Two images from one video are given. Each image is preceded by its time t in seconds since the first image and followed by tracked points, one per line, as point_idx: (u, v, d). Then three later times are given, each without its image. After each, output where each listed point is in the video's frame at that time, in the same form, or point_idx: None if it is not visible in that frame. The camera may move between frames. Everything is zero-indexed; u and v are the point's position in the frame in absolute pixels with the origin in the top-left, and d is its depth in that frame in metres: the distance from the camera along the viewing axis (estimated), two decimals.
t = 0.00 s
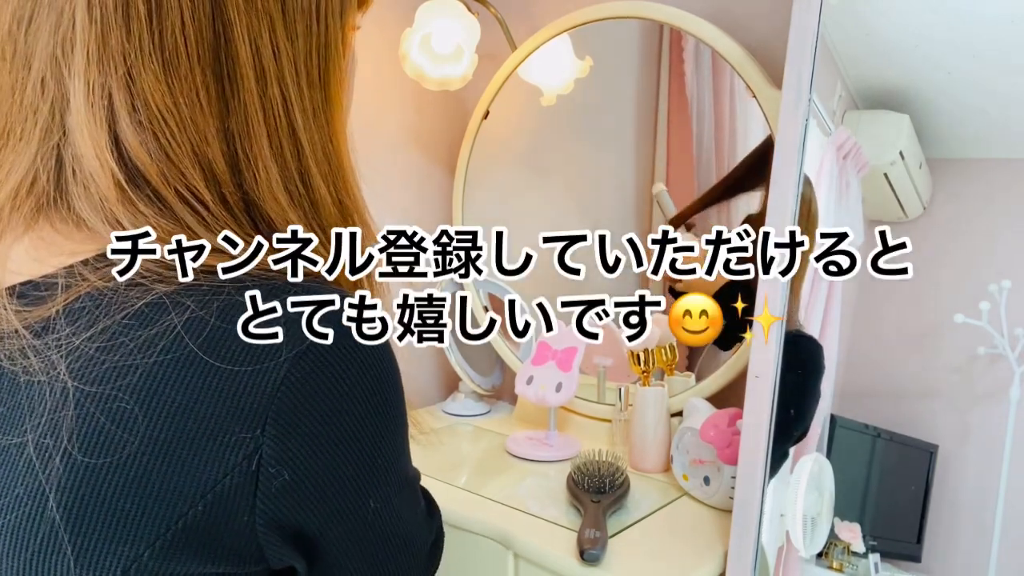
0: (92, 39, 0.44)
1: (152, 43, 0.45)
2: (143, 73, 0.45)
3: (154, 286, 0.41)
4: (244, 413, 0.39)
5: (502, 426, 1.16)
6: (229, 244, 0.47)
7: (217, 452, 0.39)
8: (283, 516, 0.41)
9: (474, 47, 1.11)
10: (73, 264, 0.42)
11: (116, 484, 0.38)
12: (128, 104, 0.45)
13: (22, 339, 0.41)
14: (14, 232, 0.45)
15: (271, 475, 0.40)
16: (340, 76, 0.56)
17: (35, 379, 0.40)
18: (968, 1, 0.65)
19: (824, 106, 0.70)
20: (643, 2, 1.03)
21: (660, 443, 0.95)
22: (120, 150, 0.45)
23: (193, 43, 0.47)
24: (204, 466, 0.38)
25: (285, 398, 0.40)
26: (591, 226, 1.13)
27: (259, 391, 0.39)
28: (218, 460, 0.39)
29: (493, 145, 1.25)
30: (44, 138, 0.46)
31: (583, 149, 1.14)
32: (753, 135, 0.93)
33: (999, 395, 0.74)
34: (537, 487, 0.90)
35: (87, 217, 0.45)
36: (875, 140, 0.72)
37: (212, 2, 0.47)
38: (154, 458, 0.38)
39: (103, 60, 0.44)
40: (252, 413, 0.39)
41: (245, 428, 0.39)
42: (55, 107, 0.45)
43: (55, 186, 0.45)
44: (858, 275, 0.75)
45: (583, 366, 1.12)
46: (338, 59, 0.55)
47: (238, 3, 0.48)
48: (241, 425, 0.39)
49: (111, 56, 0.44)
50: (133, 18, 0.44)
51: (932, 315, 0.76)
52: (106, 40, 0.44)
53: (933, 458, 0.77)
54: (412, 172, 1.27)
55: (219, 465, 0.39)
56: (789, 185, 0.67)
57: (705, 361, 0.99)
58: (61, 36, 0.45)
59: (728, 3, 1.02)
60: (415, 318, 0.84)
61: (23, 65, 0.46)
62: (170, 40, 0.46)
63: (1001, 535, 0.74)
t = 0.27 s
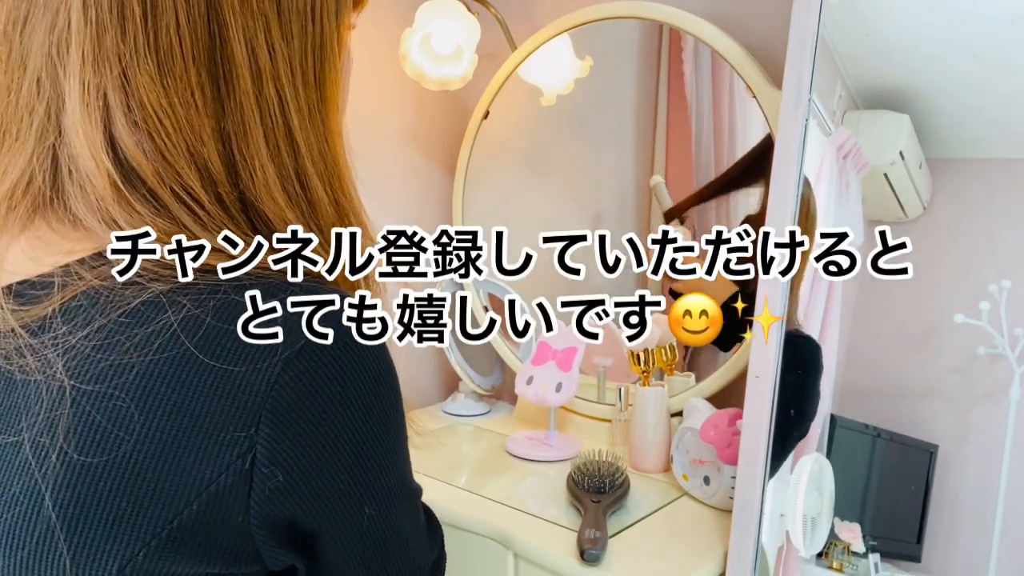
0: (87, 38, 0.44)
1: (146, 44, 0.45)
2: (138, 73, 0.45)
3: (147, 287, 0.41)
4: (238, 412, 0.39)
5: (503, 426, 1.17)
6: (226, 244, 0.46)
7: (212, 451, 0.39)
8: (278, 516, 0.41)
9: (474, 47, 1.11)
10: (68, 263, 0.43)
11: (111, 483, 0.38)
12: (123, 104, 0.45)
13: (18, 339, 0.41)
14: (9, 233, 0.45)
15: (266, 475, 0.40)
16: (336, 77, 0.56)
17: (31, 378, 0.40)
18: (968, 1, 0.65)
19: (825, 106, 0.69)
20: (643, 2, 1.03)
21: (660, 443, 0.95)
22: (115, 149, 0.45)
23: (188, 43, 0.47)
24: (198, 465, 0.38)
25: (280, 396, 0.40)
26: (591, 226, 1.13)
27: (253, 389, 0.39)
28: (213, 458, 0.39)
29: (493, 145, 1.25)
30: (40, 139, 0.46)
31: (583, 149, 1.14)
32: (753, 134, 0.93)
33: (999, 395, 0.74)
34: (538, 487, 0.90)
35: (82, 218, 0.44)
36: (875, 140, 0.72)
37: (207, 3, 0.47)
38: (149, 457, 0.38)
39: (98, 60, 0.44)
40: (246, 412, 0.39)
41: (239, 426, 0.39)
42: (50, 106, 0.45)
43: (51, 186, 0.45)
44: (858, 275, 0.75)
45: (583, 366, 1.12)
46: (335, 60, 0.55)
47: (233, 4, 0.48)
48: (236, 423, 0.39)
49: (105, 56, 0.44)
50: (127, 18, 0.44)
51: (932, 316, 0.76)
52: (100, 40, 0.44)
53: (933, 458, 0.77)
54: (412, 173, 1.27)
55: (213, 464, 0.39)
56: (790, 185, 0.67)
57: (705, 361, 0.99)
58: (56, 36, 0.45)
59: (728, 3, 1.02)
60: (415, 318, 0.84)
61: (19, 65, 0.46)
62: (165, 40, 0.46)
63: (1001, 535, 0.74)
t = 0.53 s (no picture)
0: (79, 38, 0.44)
1: (138, 44, 0.45)
2: (130, 73, 0.45)
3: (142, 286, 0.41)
4: (233, 412, 0.39)
5: (503, 426, 1.16)
6: (224, 244, 0.46)
7: (206, 450, 0.39)
8: (273, 516, 0.41)
9: (474, 47, 1.11)
10: (63, 263, 0.43)
11: (106, 483, 0.38)
12: (116, 104, 0.45)
13: (13, 339, 0.41)
14: (3, 233, 0.44)
15: (261, 475, 0.40)
16: (331, 78, 0.56)
17: (25, 378, 0.40)
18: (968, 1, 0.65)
19: (824, 106, 0.69)
20: (642, 2, 1.03)
21: (660, 443, 0.95)
22: (108, 148, 0.45)
23: (181, 44, 0.46)
24: (193, 465, 0.38)
25: (274, 396, 0.40)
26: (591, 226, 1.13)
27: (248, 389, 0.39)
28: (207, 458, 0.38)
29: (493, 145, 1.25)
30: (34, 137, 0.46)
31: (583, 149, 1.14)
32: (751, 130, 0.93)
33: (999, 395, 0.74)
34: (538, 487, 0.90)
35: (76, 216, 0.44)
36: (875, 140, 0.72)
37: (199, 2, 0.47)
38: (144, 457, 0.38)
39: (90, 59, 0.44)
40: (241, 411, 0.39)
41: (234, 426, 0.39)
42: (44, 104, 0.45)
43: (46, 186, 0.45)
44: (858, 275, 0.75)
45: (583, 366, 1.12)
46: (329, 60, 0.55)
47: (226, 3, 0.48)
48: (231, 423, 0.39)
49: (97, 56, 0.44)
50: (119, 17, 0.44)
51: (932, 316, 0.76)
52: (93, 39, 0.44)
53: (933, 458, 0.77)
54: (411, 173, 1.27)
55: (208, 464, 0.38)
56: (789, 185, 0.67)
57: (705, 361, 0.99)
58: (48, 36, 0.44)
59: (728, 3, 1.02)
60: (415, 318, 0.84)
61: (12, 64, 0.46)
62: (157, 40, 0.45)
63: (1001, 535, 0.74)
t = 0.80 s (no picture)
0: (76, 41, 0.44)
1: (134, 49, 0.45)
2: (126, 77, 0.45)
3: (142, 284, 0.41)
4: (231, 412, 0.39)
5: (503, 426, 1.17)
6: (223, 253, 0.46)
7: (205, 450, 0.39)
8: (270, 516, 0.41)
9: (474, 47, 1.11)
10: (60, 264, 0.42)
11: (104, 482, 0.38)
12: (112, 108, 0.45)
13: (8, 340, 0.40)
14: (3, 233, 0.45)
15: (259, 474, 0.40)
16: (326, 82, 0.57)
17: (21, 378, 0.39)
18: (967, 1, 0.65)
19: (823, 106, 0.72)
20: (642, 2, 1.02)
21: (660, 443, 0.95)
22: (106, 154, 0.45)
23: (177, 48, 0.47)
24: (191, 464, 0.39)
25: (273, 395, 0.40)
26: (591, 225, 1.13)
27: (247, 389, 0.39)
28: (206, 458, 0.39)
29: (493, 145, 1.25)
30: (32, 139, 0.46)
31: (583, 149, 1.14)
32: (749, 122, 0.93)
33: (999, 395, 0.73)
34: (537, 487, 0.90)
35: (75, 221, 0.44)
36: (874, 140, 0.72)
37: (196, 6, 0.47)
38: (142, 456, 0.38)
39: (87, 63, 0.44)
40: (240, 411, 0.39)
41: (233, 426, 0.39)
42: (42, 109, 0.46)
43: (43, 188, 0.45)
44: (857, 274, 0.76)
45: (584, 366, 1.12)
46: (327, 63, 0.56)
47: (222, 7, 0.48)
48: (229, 423, 0.39)
49: (94, 59, 0.44)
50: (116, 20, 0.45)
51: (931, 316, 0.75)
52: (89, 45, 0.44)
53: (932, 458, 0.76)
54: (412, 173, 1.27)
55: (206, 463, 0.39)
56: (789, 185, 0.67)
57: (704, 360, 0.99)
58: (45, 40, 0.45)
59: (728, 3, 1.02)
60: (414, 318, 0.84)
61: (11, 68, 0.46)
62: (152, 45, 0.45)
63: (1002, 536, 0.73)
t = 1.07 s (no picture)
0: (71, 48, 0.44)
1: (128, 57, 0.45)
2: (122, 84, 0.45)
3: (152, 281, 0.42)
4: (236, 412, 0.39)
5: (503, 426, 1.16)
6: (226, 255, 0.46)
7: (209, 450, 0.39)
8: (272, 516, 0.41)
9: (474, 47, 1.11)
10: (63, 265, 0.43)
11: (108, 483, 0.38)
12: (109, 115, 0.44)
13: (11, 341, 0.40)
14: (3, 234, 0.45)
15: (262, 475, 0.40)
16: (320, 89, 0.56)
17: (23, 379, 0.39)
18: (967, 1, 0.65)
19: (824, 106, 0.71)
20: (642, 2, 1.02)
21: (660, 443, 0.95)
22: (106, 163, 0.45)
23: (171, 55, 0.46)
24: (195, 464, 0.39)
25: (278, 396, 0.40)
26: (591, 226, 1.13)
27: (252, 389, 0.40)
28: (210, 458, 0.39)
29: (492, 146, 1.25)
30: (29, 147, 0.46)
31: (583, 149, 1.14)
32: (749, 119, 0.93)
33: (999, 395, 0.74)
34: (537, 487, 0.90)
35: (77, 227, 0.45)
36: (874, 140, 0.72)
37: (190, 12, 0.47)
38: (146, 457, 0.38)
39: (81, 70, 0.44)
40: (244, 412, 0.39)
41: (237, 426, 0.39)
42: (40, 116, 0.46)
43: (42, 194, 0.46)
44: (858, 273, 0.75)
45: (583, 366, 1.12)
46: (321, 72, 0.56)
47: (215, 14, 0.47)
48: (234, 423, 0.39)
49: (90, 66, 0.44)
50: (109, 26, 0.44)
51: (931, 316, 0.75)
52: (85, 53, 0.44)
53: (933, 458, 0.76)
54: (411, 173, 1.27)
55: (210, 463, 0.39)
56: (789, 185, 0.67)
57: (704, 360, 0.99)
58: (40, 45, 0.45)
59: (728, 3, 1.02)
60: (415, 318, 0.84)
61: (7, 71, 0.46)
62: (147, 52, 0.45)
63: (1001, 535, 0.74)
